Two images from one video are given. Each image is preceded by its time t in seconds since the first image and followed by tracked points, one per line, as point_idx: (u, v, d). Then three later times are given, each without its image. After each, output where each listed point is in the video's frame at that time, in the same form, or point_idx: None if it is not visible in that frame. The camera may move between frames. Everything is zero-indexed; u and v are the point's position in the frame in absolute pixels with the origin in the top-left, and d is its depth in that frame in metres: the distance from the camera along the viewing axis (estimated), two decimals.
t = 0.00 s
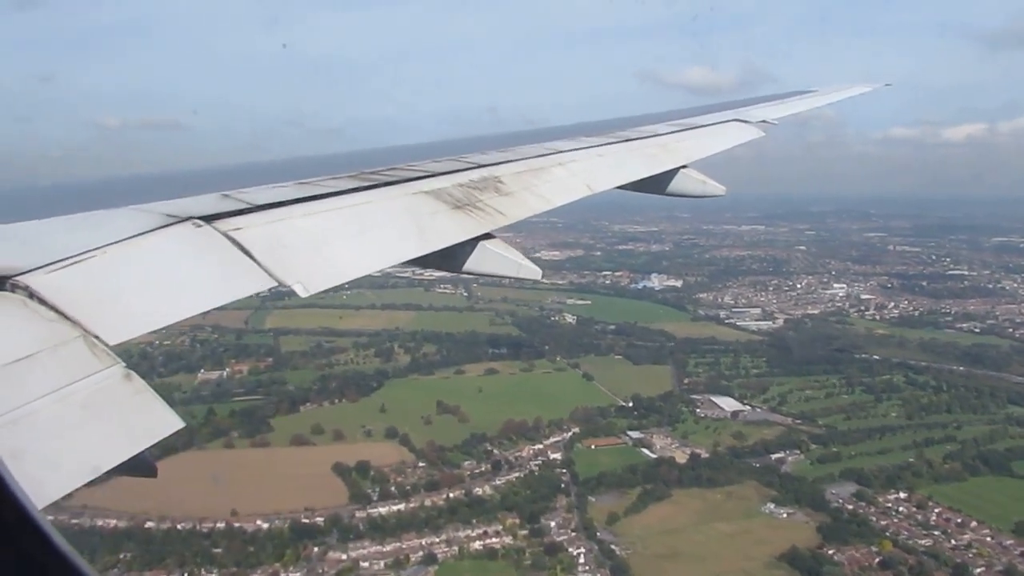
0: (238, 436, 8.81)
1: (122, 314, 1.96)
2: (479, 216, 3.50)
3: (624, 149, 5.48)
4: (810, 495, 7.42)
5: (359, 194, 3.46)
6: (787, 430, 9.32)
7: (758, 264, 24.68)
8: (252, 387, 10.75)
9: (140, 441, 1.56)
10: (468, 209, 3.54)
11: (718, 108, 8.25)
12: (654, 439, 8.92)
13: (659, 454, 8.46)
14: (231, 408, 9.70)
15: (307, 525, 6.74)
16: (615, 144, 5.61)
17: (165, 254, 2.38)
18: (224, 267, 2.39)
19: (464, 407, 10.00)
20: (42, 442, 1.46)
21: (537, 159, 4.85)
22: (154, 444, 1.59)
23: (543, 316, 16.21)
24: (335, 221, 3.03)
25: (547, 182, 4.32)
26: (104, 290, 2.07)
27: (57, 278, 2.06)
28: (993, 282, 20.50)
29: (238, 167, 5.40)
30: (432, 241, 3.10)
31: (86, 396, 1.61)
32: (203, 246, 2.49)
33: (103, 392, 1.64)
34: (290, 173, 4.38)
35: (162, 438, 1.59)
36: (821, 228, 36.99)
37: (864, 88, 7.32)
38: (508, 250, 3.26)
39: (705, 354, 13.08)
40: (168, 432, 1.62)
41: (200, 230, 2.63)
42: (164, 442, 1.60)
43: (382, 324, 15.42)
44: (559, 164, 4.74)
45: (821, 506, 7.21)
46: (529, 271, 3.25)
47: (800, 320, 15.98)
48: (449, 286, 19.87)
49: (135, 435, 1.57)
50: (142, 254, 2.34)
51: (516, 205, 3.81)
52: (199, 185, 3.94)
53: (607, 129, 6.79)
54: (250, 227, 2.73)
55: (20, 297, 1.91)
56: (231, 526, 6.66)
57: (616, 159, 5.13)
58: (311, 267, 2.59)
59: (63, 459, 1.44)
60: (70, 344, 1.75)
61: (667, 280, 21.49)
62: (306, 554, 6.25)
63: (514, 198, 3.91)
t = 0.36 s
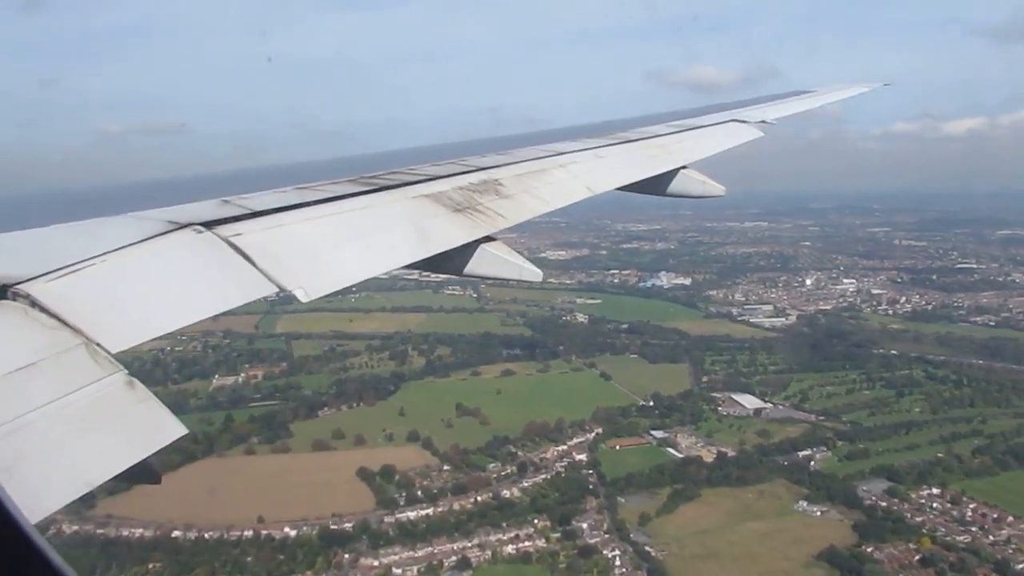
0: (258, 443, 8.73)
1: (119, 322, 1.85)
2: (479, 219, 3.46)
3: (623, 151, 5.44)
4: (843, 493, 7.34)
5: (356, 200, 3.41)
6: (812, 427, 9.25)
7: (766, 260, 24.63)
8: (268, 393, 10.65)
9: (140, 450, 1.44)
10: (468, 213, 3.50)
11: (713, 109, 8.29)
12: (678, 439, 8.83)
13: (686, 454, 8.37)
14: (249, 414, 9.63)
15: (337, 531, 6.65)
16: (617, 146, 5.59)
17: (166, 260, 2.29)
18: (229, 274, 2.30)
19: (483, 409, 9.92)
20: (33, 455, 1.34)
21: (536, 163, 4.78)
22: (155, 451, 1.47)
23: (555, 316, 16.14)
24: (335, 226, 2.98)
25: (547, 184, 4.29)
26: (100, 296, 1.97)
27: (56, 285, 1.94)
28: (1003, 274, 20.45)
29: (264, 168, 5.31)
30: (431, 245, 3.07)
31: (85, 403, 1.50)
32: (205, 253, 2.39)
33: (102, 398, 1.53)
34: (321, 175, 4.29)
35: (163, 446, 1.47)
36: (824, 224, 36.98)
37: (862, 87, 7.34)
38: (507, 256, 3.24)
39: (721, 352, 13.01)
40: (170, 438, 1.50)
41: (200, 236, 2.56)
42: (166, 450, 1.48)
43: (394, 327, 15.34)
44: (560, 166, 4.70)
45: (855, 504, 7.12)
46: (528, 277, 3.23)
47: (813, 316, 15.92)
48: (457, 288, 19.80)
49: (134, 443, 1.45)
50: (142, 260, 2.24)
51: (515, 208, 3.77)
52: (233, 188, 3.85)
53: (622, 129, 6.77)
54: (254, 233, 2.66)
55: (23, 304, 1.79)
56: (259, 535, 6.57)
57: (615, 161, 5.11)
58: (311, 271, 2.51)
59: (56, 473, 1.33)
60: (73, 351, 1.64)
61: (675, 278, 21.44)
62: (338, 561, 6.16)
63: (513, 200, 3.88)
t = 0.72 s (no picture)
0: (271, 439, 8.65)
1: (121, 321, 1.86)
2: (484, 220, 3.39)
3: (627, 152, 5.38)
4: (865, 504, 7.24)
5: (358, 196, 3.33)
6: (829, 436, 9.16)
7: (773, 267, 24.57)
8: (278, 389, 10.55)
9: (140, 442, 1.46)
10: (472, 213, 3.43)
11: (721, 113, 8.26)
12: (695, 446, 8.74)
13: (704, 461, 8.28)
14: (261, 409, 9.54)
15: (354, 530, 6.57)
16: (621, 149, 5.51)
17: (169, 251, 2.31)
18: (231, 268, 2.32)
19: (498, 411, 9.82)
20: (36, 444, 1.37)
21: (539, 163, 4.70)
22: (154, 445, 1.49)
23: (565, 318, 16.05)
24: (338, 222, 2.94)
25: (552, 185, 4.21)
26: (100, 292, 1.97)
27: (59, 275, 1.98)
28: (1013, 287, 20.38)
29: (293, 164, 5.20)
30: (435, 243, 3.02)
31: (86, 391, 1.53)
32: (207, 244, 2.41)
33: (101, 387, 1.55)
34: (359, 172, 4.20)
35: (161, 436, 1.49)
36: (829, 232, 36.94)
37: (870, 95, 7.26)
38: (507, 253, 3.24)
39: (735, 359, 12.91)
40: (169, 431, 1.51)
41: (204, 227, 2.56)
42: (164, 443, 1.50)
43: (403, 325, 15.24)
44: (563, 167, 4.61)
45: (878, 516, 7.01)
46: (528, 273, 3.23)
47: (824, 324, 15.84)
48: (464, 287, 19.71)
49: (135, 436, 1.47)
50: (146, 250, 2.27)
51: (519, 208, 3.69)
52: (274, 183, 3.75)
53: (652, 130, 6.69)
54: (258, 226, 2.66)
55: (23, 292, 1.82)
56: (275, 533, 6.47)
57: (624, 164, 5.03)
58: (309, 268, 2.50)
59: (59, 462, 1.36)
60: (74, 340, 1.67)
61: (683, 283, 21.36)
62: (357, 562, 6.06)
63: (517, 201, 3.80)
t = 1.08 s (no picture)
0: (291, 442, 8.57)
1: (125, 318, 2.01)
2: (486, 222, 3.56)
3: (633, 151, 5.42)
4: (899, 510, 7.12)
5: (367, 199, 3.49)
6: (854, 440, 9.06)
7: (783, 270, 24.45)
8: (295, 391, 10.46)
9: (142, 440, 1.57)
10: (474, 216, 3.59)
11: (730, 113, 8.23)
12: (720, 450, 8.65)
13: (729, 465, 8.19)
14: (280, 412, 9.47)
15: (382, 536, 6.47)
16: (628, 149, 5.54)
17: (171, 253, 2.46)
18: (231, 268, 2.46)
19: (518, 415, 9.74)
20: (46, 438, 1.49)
21: (541, 163, 4.78)
22: (153, 443, 1.60)
23: (578, 321, 15.95)
24: (344, 226, 3.10)
25: (556, 186, 4.32)
26: (106, 292, 2.13)
27: (67, 275, 2.14)
28: None
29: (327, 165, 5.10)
30: (439, 245, 3.18)
31: (88, 389, 1.64)
32: (207, 245, 2.58)
33: (105, 387, 1.67)
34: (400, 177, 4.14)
35: (164, 434, 1.61)
36: (836, 235, 36.82)
37: (872, 96, 7.23)
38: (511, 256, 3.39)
39: (753, 362, 12.80)
40: (167, 431, 1.62)
41: (209, 229, 2.72)
42: (163, 442, 1.61)
43: (416, 328, 15.15)
44: (568, 168, 4.69)
45: (913, 521, 6.89)
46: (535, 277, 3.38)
47: (839, 327, 15.74)
48: (474, 290, 19.60)
49: (136, 433, 1.58)
50: (151, 252, 2.44)
51: (523, 211, 3.83)
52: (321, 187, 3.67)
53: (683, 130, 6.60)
54: (258, 228, 2.82)
55: (29, 291, 1.99)
56: (302, 538, 6.36)
57: (628, 165, 5.06)
58: (305, 270, 2.64)
59: (67, 456, 1.47)
60: (77, 341, 1.79)
61: (694, 286, 21.25)
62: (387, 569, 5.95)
63: (521, 203, 3.93)
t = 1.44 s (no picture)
0: (310, 442, 8.48)
1: (129, 309, 2.01)
2: (490, 219, 3.50)
3: (640, 151, 5.34)
4: (927, 521, 7.01)
5: (370, 195, 3.43)
6: (877, 449, 8.98)
7: (793, 276, 24.38)
8: (311, 390, 10.38)
9: (146, 431, 1.60)
10: (478, 213, 3.53)
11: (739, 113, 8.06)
12: (741, 457, 8.57)
13: (752, 473, 8.12)
14: (298, 412, 9.38)
15: (407, 538, 6.38)
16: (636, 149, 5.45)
17: (171, 245, 2.45)
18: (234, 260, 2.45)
19: (537, 417, 9.68)
20: (53, 428, 1.50)
21: (547, 161, 4.71)
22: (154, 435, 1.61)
23: (591, 325, 15.88)
24: (347, 221, 3.06)
25: (561, 184, 4.25)
26: (110, 281, 2.13)
27: (69, 265, 2.13)
28: None
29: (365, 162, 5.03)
30: (444, 244, 3.14)
31: (89, 378, 1.66)
32: (210, 237, 2.57)
33: (105, 376, 1.68)
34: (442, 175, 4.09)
35: (164, 426, 1.63)
36: (843, 242, 36.77)
37: (878, 98, 7.11)
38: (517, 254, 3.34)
39: (770, 368, 12.73)
40: (168, 423, 1.64)
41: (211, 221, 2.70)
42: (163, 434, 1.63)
43: (428, 329, 15.09)
44: (574, 166, 4.62)
45: (943, 533, 6.78)
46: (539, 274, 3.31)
47: (853, 335, 15.66)
48: (485, 291, 19.53)
49: (138, 426, 1.59)
50: (152, 243, 2.43)
51: (527, 208, 3.77)
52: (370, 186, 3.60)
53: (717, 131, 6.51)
54: (263, 222, 2.80)
55: (30, 281, 1.97)
56: (326, 539, 6.28)
57: (635, 163, 5.00)
58: (309, 263, 2.62)
59: (75, 445, 1.50)
60: (78, 330, 1.80)
61: (705, 291, 21.18)
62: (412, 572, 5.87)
63: (526, 201, 3.87)
